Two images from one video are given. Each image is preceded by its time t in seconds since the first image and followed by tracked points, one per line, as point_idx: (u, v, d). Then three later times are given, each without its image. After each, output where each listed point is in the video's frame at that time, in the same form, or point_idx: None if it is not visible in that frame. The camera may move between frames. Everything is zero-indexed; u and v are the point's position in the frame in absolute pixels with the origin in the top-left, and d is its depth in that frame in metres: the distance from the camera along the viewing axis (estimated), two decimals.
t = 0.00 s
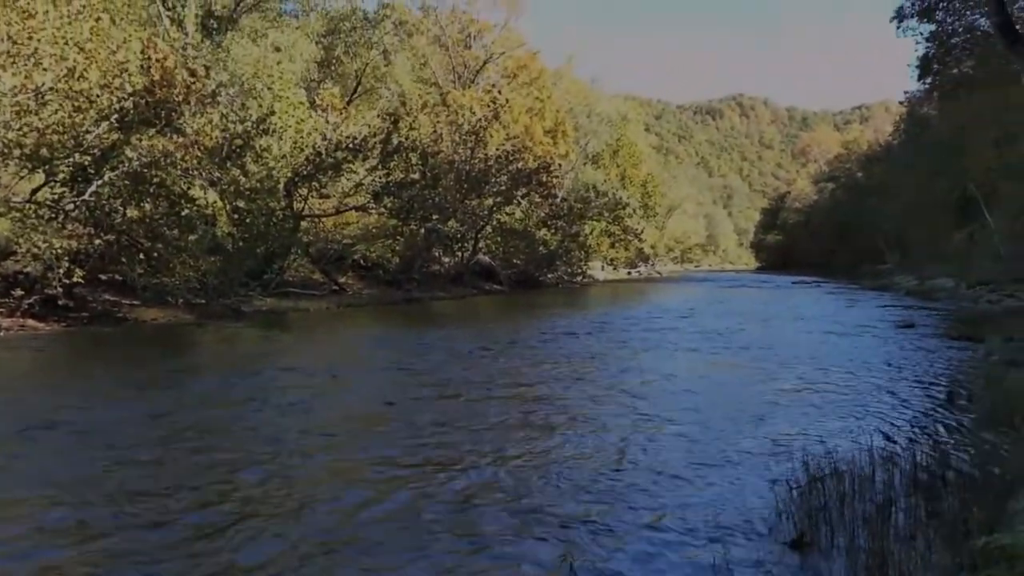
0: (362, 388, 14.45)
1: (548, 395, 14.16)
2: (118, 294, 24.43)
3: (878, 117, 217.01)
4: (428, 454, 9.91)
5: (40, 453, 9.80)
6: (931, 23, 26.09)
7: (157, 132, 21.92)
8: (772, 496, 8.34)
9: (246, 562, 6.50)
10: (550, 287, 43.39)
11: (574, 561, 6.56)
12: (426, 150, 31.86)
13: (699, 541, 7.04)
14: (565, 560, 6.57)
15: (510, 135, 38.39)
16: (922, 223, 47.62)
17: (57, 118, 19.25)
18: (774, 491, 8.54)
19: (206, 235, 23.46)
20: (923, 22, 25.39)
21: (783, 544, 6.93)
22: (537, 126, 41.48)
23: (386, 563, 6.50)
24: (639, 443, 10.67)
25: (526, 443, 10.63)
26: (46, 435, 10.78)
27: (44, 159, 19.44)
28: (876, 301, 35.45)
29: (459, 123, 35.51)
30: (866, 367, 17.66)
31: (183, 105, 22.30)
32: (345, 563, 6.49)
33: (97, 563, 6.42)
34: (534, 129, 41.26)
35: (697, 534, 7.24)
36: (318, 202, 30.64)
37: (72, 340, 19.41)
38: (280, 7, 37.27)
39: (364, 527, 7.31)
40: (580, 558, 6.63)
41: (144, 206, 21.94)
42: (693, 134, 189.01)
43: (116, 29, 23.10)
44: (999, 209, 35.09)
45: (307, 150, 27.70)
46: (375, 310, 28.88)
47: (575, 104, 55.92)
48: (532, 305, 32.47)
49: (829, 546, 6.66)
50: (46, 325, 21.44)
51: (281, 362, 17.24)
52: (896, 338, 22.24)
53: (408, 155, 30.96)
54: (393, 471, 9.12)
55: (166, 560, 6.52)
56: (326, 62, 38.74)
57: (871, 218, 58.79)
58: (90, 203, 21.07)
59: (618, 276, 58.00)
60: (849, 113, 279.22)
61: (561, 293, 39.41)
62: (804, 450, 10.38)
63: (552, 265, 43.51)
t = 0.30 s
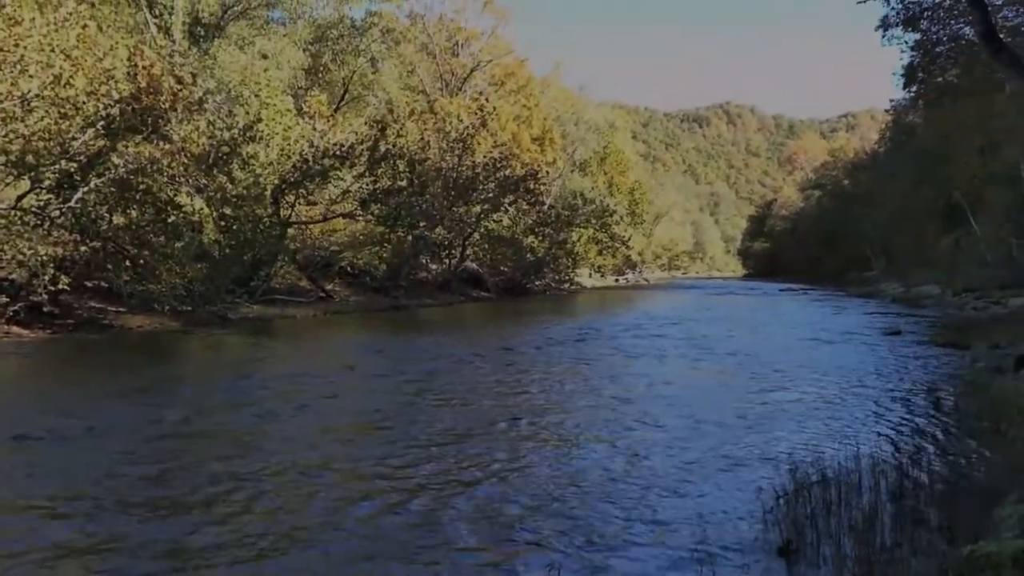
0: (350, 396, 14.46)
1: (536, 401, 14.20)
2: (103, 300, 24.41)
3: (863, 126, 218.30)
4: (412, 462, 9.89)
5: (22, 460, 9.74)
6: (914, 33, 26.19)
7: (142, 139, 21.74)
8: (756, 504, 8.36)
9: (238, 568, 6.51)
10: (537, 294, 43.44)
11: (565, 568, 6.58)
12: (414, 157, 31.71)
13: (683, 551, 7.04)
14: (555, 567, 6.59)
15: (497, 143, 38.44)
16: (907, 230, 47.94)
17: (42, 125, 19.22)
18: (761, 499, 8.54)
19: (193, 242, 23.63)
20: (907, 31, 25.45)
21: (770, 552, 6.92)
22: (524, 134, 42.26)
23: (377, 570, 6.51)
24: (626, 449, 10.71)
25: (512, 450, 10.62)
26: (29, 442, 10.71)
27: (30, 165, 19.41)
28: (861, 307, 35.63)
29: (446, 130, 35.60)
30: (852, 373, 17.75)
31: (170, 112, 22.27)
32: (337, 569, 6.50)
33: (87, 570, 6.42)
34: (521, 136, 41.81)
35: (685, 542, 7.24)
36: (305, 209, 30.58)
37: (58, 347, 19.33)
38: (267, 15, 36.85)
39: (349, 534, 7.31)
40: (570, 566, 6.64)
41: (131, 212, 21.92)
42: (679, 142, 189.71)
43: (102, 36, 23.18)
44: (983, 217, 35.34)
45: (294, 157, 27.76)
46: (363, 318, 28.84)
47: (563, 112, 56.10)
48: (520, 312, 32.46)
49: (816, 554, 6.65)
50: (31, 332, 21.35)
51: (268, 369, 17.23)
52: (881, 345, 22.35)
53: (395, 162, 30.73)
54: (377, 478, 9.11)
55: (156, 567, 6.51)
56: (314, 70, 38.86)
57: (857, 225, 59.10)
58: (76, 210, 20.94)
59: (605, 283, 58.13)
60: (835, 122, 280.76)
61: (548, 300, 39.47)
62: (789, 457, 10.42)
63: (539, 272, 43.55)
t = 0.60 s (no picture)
0: (344, 403, 14.45)
1: (531, 409, 14.20)
2: (96, 309, 24.28)
3: (856, 133, 218.99)
4: (407, 471, 9.83)
5: (11, 471, 9.64)
6: (905, 40, 25.89)
7: (135, 146, 21.67)
8: (751, 512, 8.31)
9: None
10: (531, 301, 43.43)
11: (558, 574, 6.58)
12: (407, 164, 31.69)
13: (678, 560, 6.99)
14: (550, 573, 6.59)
15: (491, 150, 38.41)
16: (901, 236, 48.00)
17: (35, 133, 19.13)
18: (754, 507, 8.52)
19: (187, 249, 23.68)
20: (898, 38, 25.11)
21: (762, 561, 6.91)
22: (517, 141, 42.40)
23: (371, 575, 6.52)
24: (620, 457, 10.71)
25: (507, 459, 10.56)
26: (21, 451, 10.65)
27: (21, 173, 19.29)
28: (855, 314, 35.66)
29: (440, 137, 35.62)
30: (846, 381, 17.73)
31: (162, 120, 21.96)
32: None
33: None
34: (514, 143, 41.89)
35: (678, 551, 7.22)
36: (298, 217, 30.54)
37: (51, 355, 19.27)
38: (260, 22, 36.62)
39: (343, 544, 7.25)
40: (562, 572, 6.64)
41: (123, 220, 21.99)
42: (672, 148, 190.15)
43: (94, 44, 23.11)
44: (976, 223, 35.41)
45: (287, 164, 27.75)
46: (357, 325, 28.76)
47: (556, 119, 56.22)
48: (514, 319, 32.38)
49: (807, 562, 6.62)
50: (23, 340, 21.26)
51: (262, 377, 17.20)
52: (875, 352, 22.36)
53: (388, 170, 30.76)
54: (372, 487, 9.05)
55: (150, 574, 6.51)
56: (306, 77, 39.24)
57: (849, 232, 59.28)
58: (68, 218, 21.07)
59: (599, 290, 58.17)
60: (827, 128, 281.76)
61: (542, 307, 39.40)
62: (782, 465, 10.40)
63: (533, 279, 43.53)
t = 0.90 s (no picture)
0: (342, 408, 14.47)
1: (528, 413, 14.22)
2: (94, 316, 24.28)
3: (854, 138, 219.19)
4: (404, 474, 9.88)
5: (11, 476, 9.69)
6: (900, 46, 25.98)
7: (132, 153, 21.66)
8: (748, 514, 8.33)
9: None
10: (529, 307, 43.43)
11: None
12: (404, 171, 31.74)
13: (672, 561, 7.03)
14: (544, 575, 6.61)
15: (489, 157, 38.44)
16: (898, 241, 48.11)
17: (32, 140, 19.17)
18: (751, 510, 8.52)
19: (184, 256, 23.69)
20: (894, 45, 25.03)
21: (758, 564, 6.90)
22: (515, 147, 42.42)
23: None
24: (617, 461, 10.73)
25: (503, 462, 10.63)
26: (20, 457, 10.67)
27: (18, 180, 19.39)
28: (853, 318, 35.73)
29: (438, 144, 35.66)
30: (844, 384, 17.74)
31: (159, 127, 21.91)
32: None
33: None
34: (512, 150, 42.07)
35: (673, 554, 7.22)
36: (296, 223, 30.54)
37: (49, 362, 19.27)
38: (258, 30, 36.80)
39: (339, 545, 7.32)
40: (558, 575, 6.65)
41: (120, 228, 22.04)
42: (670, 154, 190.45)
43: (92, 51, 23.14)
44: (971, 228, 35.54)
45: (285, 172, 27.76)
46: (355, 332, 28.77)
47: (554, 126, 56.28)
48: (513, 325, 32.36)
49: (804, 566, 6.60)
50: (20, 348, 21.27)
51: (260, 383, 17.22)
52: (873, 356, 22.40)
53: (386, 176, 30.86)
54: (369, 491, 9.08)
55: None
56: (304, 84, 39.27)
57: (847, 237, 59.36)
58: (65, 225, 21.12)
59: (597, 296, 58.18)
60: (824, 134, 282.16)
61: (540, 313, 39.41)
62: (778, 469, 10.40)
63: (531, 285, 43.52)
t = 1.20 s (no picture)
0: (345, 416, 14.45)
1: (531, 421, 14.21)
2: (97, 324, 24.26)
3: (855, 144, 219.28)
4: (408, 482, 9.88)
5: (12, 485, 9.65)
6: (900, 53, 26.00)
7: (134, 162, 21.78)
8: (751, 522, 8.31)
9: None
10: (531, 314, 43.42)
11: None
12: (405, 179, 31.75)
13: (675, 570, 7.00)
14: None
15: (490, 164, 38.47)
16: (899, 247, 48.12)
17: (35, 149, 19.16)
18: (755, 519, 8.50)
19: (187, 264, 23.75)
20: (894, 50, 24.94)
21: (763, 572, 6.87)
22: (516, 155, 42.45)
23: None
24: (621, 469, 10.70)
25: (507, 469, 10.64)
26: (23, 466, 10.65)
27: (21, 189, 19.40)
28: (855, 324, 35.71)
29: (439, 151, 35.69)
30: (847, 392, 17.71)
31: (162, 135, 22.16)
32: None
33: None
34: (513, 157, 42.11)
35: (677, 563, 7.19)
36: (298, 231, 30.51)
37: (50, 371, 19.25)
38: (259, 38, 36.83)
39: (345, 554, 7.29)
40: None
41: (123, 235, 22.11)
42: (671, 161, 190.44)
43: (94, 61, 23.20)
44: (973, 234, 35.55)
45: (286, 180, 27.76)
46: (357, 339, 28.76)
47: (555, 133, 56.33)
48: (515, 332, 32.34)
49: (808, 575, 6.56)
50: (22, 356, 21.26)
51: (262, 391, 17.20)
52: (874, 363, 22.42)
53: (387, 184, 30.92)
54: (373, 500, 9.06)
55: None
56: (305, 92, 39.30)
57: (848, 243, 59.34)
58: (68, 233, 21.02)
59: (599, 303, 58.18)
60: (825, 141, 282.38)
61: (542, 320, 39.38)
62: (782, 477, 10.37)
63: (532, 292, 43.50)
